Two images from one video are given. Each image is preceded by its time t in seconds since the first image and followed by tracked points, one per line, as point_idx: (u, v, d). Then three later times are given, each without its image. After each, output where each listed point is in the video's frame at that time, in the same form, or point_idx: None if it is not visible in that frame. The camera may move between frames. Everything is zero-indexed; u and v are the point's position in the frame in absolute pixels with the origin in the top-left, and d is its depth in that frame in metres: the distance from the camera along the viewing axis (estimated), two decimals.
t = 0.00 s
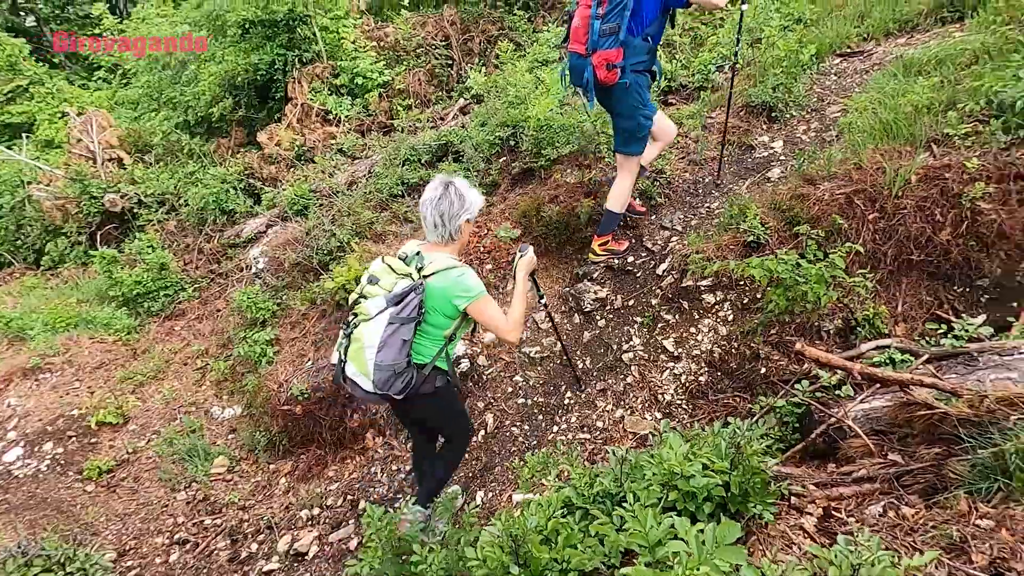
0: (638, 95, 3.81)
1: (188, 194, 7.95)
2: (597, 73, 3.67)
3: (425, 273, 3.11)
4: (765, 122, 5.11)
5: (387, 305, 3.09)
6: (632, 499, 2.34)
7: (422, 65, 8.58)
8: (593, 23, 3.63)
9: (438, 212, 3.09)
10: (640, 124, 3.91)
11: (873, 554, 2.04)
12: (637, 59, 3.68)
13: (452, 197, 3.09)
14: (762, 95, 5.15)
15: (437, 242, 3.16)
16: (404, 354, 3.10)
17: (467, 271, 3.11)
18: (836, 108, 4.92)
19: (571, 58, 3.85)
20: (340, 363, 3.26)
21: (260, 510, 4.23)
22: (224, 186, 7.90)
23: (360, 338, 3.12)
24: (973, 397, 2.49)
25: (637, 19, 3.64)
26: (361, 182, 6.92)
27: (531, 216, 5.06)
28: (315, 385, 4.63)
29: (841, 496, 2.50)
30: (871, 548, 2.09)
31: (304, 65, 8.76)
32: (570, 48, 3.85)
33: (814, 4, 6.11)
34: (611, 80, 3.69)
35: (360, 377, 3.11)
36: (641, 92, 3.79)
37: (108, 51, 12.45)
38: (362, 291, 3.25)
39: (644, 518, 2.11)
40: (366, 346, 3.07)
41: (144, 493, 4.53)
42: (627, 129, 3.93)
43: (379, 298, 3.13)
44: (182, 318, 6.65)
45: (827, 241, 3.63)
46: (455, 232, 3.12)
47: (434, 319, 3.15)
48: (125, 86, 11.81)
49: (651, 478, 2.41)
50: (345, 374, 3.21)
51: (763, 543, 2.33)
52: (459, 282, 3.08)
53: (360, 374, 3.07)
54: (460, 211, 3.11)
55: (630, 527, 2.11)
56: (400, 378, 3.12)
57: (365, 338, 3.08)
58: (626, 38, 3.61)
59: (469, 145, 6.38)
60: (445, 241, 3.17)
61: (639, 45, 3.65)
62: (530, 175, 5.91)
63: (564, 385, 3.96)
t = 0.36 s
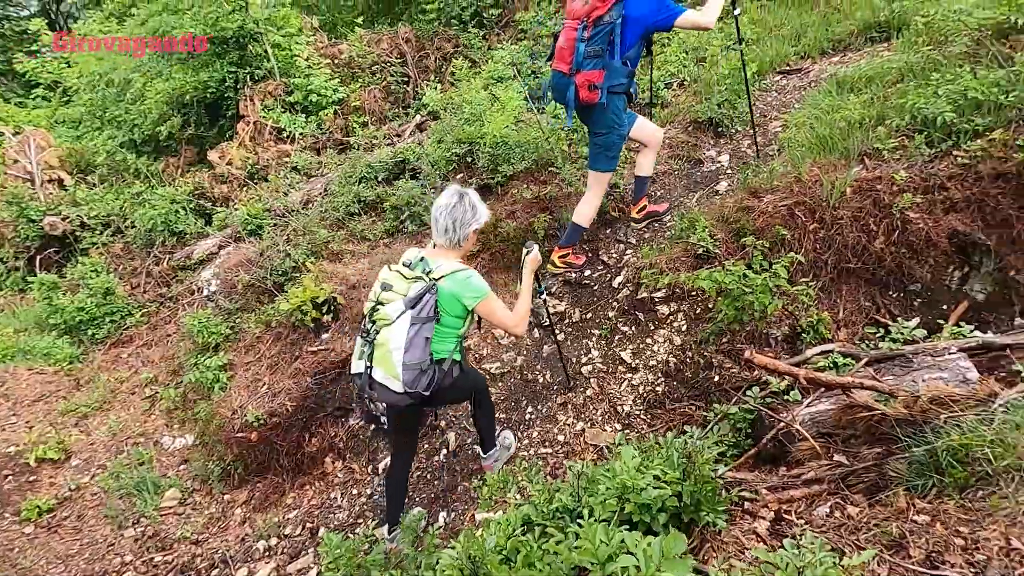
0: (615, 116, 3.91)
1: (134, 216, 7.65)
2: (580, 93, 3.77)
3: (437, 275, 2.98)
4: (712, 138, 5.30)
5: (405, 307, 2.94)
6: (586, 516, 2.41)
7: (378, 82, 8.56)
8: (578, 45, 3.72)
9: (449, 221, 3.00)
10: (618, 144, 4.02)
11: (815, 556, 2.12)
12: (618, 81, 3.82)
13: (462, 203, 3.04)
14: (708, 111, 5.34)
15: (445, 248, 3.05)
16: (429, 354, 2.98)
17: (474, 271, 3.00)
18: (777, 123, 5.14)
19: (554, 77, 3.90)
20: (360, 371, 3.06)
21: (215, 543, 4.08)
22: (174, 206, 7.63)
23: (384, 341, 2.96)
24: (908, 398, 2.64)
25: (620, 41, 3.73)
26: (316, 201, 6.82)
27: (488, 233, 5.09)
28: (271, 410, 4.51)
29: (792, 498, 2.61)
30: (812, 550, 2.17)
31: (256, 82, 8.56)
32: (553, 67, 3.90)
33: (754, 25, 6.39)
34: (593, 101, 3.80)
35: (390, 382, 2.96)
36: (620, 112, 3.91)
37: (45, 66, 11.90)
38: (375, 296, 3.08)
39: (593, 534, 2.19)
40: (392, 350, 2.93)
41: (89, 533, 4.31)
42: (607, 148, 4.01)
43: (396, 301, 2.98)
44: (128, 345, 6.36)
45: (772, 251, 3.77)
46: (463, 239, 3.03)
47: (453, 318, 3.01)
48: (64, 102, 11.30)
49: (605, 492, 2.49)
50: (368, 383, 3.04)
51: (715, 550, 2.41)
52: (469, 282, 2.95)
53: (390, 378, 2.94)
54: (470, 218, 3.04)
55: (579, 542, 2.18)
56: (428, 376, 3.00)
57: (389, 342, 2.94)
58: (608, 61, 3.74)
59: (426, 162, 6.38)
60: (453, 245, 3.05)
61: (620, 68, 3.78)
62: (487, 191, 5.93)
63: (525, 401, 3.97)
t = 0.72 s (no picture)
0: (607, 94, 4.06)
1: (81, 236, 7.36)
2: (579, 61, 3.88)
3: (461, 244, 3.06)
4: (668, 151, 5.43)
5: (434, 268, 3.00)
6: (540, 536, 2.45)
7: (337, 97, 8.48)
8: (585, 15, 3.85)
9: (466, 198, 3.07)
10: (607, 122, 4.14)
11: (764, 565, 2.23)
12: (615, 59, 3.98)
13: (483, 183, 3.10)
14: (663, 126, 5.48)
15: (464, 223, 3.12)
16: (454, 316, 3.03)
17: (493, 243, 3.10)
18: (729, 136, 5.31)
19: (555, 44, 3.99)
20: (384, 328, 3.04)
21: None
22: (125, 224, 7.35)
23: (413, 300, 2.99)
24: (854, 403, 2.76)
25: (623, 21, 3.92)
26: (275, 217, 6.70)
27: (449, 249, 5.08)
28: (228, 435, 4.38)
29: (749, 505, 2.67)
30: (761, 560, 2.28)
31: (211, 97, 8.37)
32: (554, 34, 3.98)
33: (706, 41, 6.60)
34: (589, 72, 3.92)
35: (415, 339, 2.97)
36: (614, 89, 4.06)
37: None
38: (402, 258, 3.12)
39: (544, 554, 2.25)
40: (421, 308, 2.96)
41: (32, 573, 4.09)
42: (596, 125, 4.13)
43: (425, 262, 3.03)
44: (75, 371, 6.09)
45: (725, 262, 3.87)
46: (482, 217, 3.10)
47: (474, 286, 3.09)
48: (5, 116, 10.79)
49: (561, 510, 2.52)
50: (391, 340, 3.02)
51: (673, 562, 2.44)
52: (490, 251, 3.05)
53: (418, 335, 2.96)
54: (490, 197, 3.14)
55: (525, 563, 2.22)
56: (450, 339, 3.03)
57: (419, 300, 2.97)
58: (609, 37, 3.90)
59: (387, 177, 6.33)
60: (469, 223, 3.12)
61: (618, 46, 3.96)
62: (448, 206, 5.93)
63: (488, 416, 3.96)
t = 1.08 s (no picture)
0: (610, 91, 4.17)
1: (33, 256, 7.07)
2: (578, 67, 4.01)
3: (455, 243, 3.19)
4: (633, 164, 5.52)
5: (439, 271, 3.11)
6: (505, 558, 2.44)
7: (303, 112, 8.39)
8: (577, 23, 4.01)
9: (446, 197, 3.21)
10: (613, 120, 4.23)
11: None
12: (613, 60, 4.08)
13: (464, 180, 3.25)
14: (628, 141, 5.57)
15: (448, 218, 3.25)
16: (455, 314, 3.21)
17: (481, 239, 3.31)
18: (692, 150, 5.42)
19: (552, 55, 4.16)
20: (394, 333, 3.08)
21: None
22: (80, 244, 7.09)
23: (423, 304, 3.08)
24: (815, 412, 2.81)
25: (614, 24, 4.03)
26: (239, 235, 6.56)
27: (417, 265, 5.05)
28: (188, 461, 4.23)
29: (717, 517, 2.70)
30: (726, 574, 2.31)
31: (172, 113, 8.19)
32: (551, 47, 4.17)
33: (668, 57, 6.75)
34: (589, 75, 4.04)
35: (428, 341, 3.07)
36: (615, 89, 4.15)
37: None
38: (402, 262, 3.15)
39: None
40: (432, 311, 3.08)
41: None
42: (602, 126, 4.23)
43: (429, 266, 3.12)
44: (26, 399, 5.82)
45: (689, 275, 3.94)
46: (465, 212, 3.25)
47: (467, 282, 3.28)
48: None
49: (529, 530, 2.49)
50: (403, 345, 3.08)
51: None
52: (484, 248, 3.26)
53: (430, 338, 3.07)
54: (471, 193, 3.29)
55: None
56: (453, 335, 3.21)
57: (430, 303, 3.08)
58: (604, 40, 4.01)
59: (354, 194, 6.28)
60: (454, 217, 3.27)
61: (614, 48, 4.06)
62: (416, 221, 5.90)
63: (458, 434, 3.92)
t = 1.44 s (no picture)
0: (623, 97, 4.25)
1: None
2: (596, 73, 4.06)
3: (435, 228, 3.19)
4: (605, 180, 5.57)
5: (418, 250, 3.09)
6: None
7: (274, 128, 8.30)
8: (596, 30, 4.06)
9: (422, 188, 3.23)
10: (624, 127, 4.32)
11: None
12: (626, 69, 4.19)
13: (436, 175, 3.27)
14: (600, 158, 5.62)
15: (425, 211, 3.25)
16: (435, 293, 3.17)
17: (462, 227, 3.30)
18: (663, 166, 5.50)
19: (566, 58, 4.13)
20: (374, 306, 3.05)
21: None
22: (40, 264, 6.84)
23: (401, 278, 3.05)
24: (787, 424, 2.85)
25: (629, 36, 4.16)
26: (207, 253, 6.41)
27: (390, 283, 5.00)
28: (152, 490, 4.08)
29: (694, 533, 2.71)
30: None
31: (137, 129, 8.01)
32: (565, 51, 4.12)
33: (638, 74, 6.87)
34: (605, 81, 4.11)
35: (406, 314, 3.03)
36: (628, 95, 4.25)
37: None
38: (384, 243, 3.14)
39: None
40: (411, 284, 3.05)
41: None
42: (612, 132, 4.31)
43: (410, 246, 3.10)
44: None
45: (662, 289, 3.97)
46: (440, 205, 3.25)
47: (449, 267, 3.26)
48: None
49: (504, 554, 2.45)
50: (382, 318, 3.05)
51: None
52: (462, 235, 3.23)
53: (407, 309, 3.03)
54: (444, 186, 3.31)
55: None
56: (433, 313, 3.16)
57: (408, 277, 3.05)
58: (618, 49, 4.12)
59: (326, 211, 6.20)
60: (430, 209, 3.25)
61: (627, 57, 4.18)
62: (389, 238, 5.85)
63: (433, 454, 3.86)
